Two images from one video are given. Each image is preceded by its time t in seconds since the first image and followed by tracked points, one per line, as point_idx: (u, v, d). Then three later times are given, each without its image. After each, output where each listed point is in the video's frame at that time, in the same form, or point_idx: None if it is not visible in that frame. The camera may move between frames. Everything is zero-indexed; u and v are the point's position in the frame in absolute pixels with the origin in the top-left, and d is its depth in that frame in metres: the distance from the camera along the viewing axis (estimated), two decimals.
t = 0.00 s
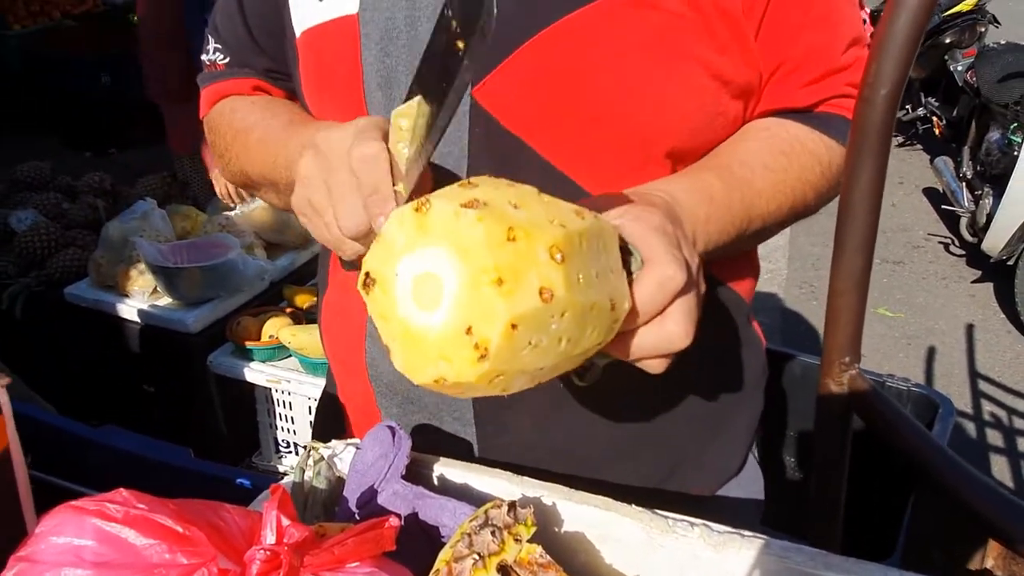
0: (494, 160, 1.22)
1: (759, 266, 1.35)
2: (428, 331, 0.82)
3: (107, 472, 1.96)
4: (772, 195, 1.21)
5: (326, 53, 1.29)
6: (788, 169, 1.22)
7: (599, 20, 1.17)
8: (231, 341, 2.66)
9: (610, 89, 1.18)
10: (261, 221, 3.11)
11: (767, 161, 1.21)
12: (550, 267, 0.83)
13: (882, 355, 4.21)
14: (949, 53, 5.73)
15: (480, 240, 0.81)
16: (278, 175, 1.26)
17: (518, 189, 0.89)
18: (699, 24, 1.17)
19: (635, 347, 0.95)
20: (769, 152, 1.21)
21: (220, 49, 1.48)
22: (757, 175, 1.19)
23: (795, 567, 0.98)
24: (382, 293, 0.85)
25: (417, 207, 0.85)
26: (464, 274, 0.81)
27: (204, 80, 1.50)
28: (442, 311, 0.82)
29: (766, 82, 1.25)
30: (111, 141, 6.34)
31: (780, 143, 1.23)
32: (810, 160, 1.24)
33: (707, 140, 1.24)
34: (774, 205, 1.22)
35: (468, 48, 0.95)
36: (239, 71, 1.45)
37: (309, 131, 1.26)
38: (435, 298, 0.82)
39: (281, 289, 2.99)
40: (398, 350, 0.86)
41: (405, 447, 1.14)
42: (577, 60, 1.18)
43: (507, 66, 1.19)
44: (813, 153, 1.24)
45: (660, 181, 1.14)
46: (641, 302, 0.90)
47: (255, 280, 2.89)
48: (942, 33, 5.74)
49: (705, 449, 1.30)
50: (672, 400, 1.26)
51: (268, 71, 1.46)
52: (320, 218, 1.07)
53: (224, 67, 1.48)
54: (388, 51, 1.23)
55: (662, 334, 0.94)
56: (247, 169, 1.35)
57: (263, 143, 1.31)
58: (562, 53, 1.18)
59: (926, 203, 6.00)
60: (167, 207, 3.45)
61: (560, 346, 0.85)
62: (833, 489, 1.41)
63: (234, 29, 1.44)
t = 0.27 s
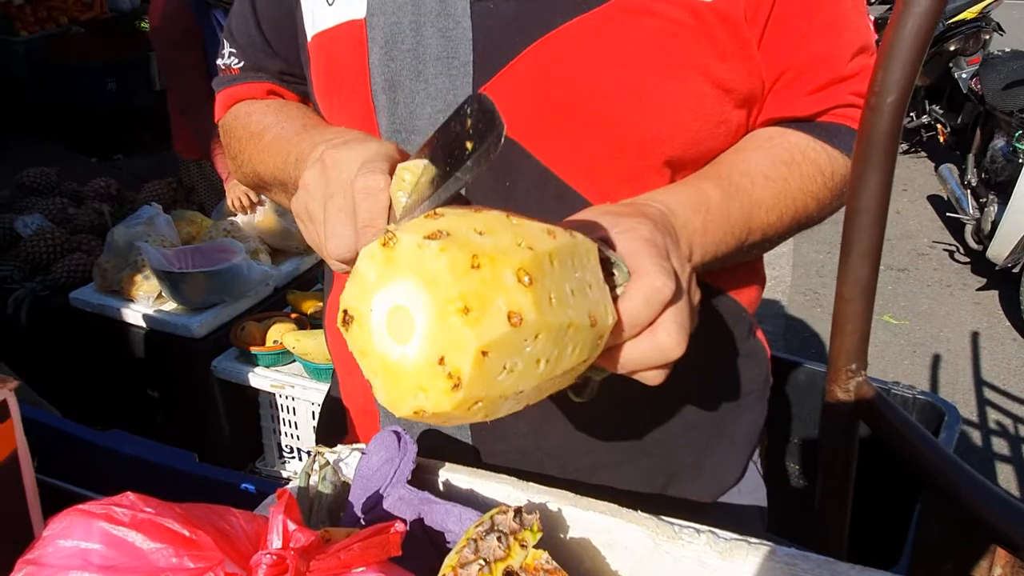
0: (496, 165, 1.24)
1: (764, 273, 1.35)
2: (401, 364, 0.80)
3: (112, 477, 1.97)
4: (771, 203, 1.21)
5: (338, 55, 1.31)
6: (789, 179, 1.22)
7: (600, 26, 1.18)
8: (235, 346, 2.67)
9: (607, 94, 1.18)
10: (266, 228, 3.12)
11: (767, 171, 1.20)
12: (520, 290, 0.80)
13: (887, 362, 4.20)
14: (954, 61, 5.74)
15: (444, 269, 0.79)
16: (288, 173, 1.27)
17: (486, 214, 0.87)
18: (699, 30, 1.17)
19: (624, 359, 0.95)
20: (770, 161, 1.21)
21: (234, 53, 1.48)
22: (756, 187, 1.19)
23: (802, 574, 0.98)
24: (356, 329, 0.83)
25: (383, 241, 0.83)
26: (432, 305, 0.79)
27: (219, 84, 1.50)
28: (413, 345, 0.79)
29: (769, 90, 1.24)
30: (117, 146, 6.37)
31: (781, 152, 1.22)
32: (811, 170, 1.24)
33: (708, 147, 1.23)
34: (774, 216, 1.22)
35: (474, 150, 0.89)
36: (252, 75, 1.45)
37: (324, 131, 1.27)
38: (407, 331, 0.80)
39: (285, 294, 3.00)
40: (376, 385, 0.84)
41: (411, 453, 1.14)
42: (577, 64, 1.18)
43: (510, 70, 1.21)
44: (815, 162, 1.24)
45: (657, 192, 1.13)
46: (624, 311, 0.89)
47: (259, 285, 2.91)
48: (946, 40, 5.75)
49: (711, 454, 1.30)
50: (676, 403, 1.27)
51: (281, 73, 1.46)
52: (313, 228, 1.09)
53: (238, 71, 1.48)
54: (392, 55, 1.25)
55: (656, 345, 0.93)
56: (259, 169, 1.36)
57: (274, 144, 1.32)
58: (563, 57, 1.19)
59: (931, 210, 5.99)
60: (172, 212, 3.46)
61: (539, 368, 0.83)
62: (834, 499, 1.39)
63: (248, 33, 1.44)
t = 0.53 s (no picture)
0: (496, 168, 1.25)
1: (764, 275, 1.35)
2: (403, 418, 0.81)
3: (114, 481, 1.97)
4: (759, 218, 1.20)
5: (344, 51, 1.28)
6: (777, 195, 1.20)
7: (596, 31, 1.19)
8: (236, 351, 2.67)
9: (603, 99, 1.19)
10: (266, 232, 3.12)
11: (755, 186, 1.19)
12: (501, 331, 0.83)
13: (888, 367, 4.19)
14: (954, 65, 5.74)
15: (430, 325, 0.81)
16: (295, 192, 1.25)
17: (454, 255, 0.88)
18: (695, 38, 1.17)
19: (613, 369, 0.96)
20: (758, 178, 1.20)
21: (239, 57, 1.46)
22: (742, 203, 1.18)
23: None
24: (355, 387, 0.84)
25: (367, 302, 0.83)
26: (423, 359, 0.80)
27: (222, 89, 1.48)
28: (413, 403, 0.81)
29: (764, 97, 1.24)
30: (118, 151, 6.38)
31: (769, 169, 1.21)
32: (801, 183, 1.23)
33: (704, 153, 1.22)
34: (762, 232, 1.21)
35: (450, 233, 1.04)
36: (261, 77, 1.44)
37: (327, 146, 1.25)
38: (404, 386, 0.81)
39: (286, 299, 3.00)
40: (380, 435, 0.85)
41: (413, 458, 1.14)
42: (574, 69, 1.19)
43: (508, 74, 1.22)
44: (805, 176, 1.23)
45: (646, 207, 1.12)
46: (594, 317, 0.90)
47: (260, 290, 2.91)
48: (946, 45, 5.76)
49: (713, 458, 1.31)
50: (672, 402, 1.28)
51: (291, 71, 1.45)
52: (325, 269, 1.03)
53: (243, 74, 1.46)
54: (394, 56, 1.26)
55: (642, 354, 0.95)
56: (265, 181, 1.35)
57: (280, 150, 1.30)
58: (560, 60, 1.19)
59: (932, 214, 5.99)
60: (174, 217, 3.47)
61: (531, 399, 0.85)
62: (835, 502, 1.39)
63: (254, 33, 1.44)
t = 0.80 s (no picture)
0: (504, 167, 1.25)
1: (762, 268, 1.36)
2: (463, 425, 0.82)
3: (112, 481, 1.97)
4: (772, 202, 1.21)
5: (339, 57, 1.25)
6: (785, 179, 1.22)
7: (606, 28, 1.19)
8: (235, 351, 2.67)
9: (612, 97, 1.19)
10: (264, 233, 3.13)
11: (768, 171, 1.21)
12: (585, 386, 0.82)
13: (887, 366, 4.20)
14: (953, 65, 5.75)
15: (523, 361, 0.80)
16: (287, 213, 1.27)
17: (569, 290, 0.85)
18: (702, 35, 1.19)
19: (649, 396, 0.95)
20: (771, 162, 1.22)
21: (237, 62, 1.46)
22: (757, 189, 1.19)
23: None
24: (421, 373, 0.85)
25: (464, 309, 0.83)
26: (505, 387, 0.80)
27: (221, 94, 1.48)
28: (476, 415, 0.82)
29: (769, 88, 1.26)
30: (117, 151, 6.38)
31: (781, 154, 1.23)
32: (810, 169, 1.25)
33: (711, 148, 1.25)
34: (772, 215, 1.21)
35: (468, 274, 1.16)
36: (258, 83, 1.44)
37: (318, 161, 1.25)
38: (474, 397, 0.82)
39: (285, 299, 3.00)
40: (428, 421, 0.86)
41: (411, 456, 1.14)
42: (581, 68, 1.19)
43: (516, 73, 1.21)
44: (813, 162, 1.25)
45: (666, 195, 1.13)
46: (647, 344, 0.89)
47: (259, 290, 2.91)
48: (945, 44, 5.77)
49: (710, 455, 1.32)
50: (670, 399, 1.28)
51: (288, 78, 1.46)
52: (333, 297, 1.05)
53: (241, 80, 1.46)
54: (398, 57, 1.23)
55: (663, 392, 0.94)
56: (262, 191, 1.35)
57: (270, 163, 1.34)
58: (567, 60, 1.19)
59: (930, 214, 5.99)
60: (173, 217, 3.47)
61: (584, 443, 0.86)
62: (835, 501, 1.39)
63: (252, 39, 1.43)
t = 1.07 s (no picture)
0: (521, 168, 1.23)
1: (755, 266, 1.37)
2: (558, 411, 0.95)
3: (108, 484, 1.97)
4: (805, 176, 1.25)
5: (342, 67, 1.25)
6: (813, 157, 1.26)
7: (615, 30, 1.20)
8: (230, 354, 2.66)
9: (621, 97, 1.20)
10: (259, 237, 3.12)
11: (796, 152, 1.25)
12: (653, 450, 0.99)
13: (882, 366, 4.21)
14: (946, 66, 5.78)
15: (649, 428, 0.93)
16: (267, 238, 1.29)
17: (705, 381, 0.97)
18: (708, 33, 1.20)
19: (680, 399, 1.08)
20: (797, 143, 1.26)
21: (218, 64, 1.39)
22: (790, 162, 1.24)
23: None
24: (558, 347, 0.94)
25: (647, 356, 0.91)
26: (619, 424, 0.93)
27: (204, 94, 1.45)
28: (577, 413, 0.94)
29: (773, 87, 1.28)
30: (110, 155, 6.38)
31: (802, 134, 1.27)
32: (826, 149, 1.29)
33: (721, 143, 1.26)
34: (801, 188, 1.25)
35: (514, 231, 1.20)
36: (237, 90, 1.39)
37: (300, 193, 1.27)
38: (589, 401, 0.94)
39: (280, 302, 3.00)
40: (526, 371, 0.97)
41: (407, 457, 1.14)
42: (588, 70, 1.19)
43: (525, 76, 1.21)
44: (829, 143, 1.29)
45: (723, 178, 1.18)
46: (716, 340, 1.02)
47: (254, 293, 2.91)
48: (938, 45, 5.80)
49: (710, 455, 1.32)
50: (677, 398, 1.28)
51: (265, 83, 1.39)
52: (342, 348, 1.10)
53: (223, 83, 1.41)
54: (403, 65, 1.23)
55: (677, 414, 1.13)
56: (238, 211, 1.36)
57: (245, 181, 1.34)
58: (574, 62, 1.20)
59: (924, 215, 6.02)
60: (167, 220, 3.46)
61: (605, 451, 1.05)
62: (831, 500, 1.40)
63: (230, 40, 1.37)
